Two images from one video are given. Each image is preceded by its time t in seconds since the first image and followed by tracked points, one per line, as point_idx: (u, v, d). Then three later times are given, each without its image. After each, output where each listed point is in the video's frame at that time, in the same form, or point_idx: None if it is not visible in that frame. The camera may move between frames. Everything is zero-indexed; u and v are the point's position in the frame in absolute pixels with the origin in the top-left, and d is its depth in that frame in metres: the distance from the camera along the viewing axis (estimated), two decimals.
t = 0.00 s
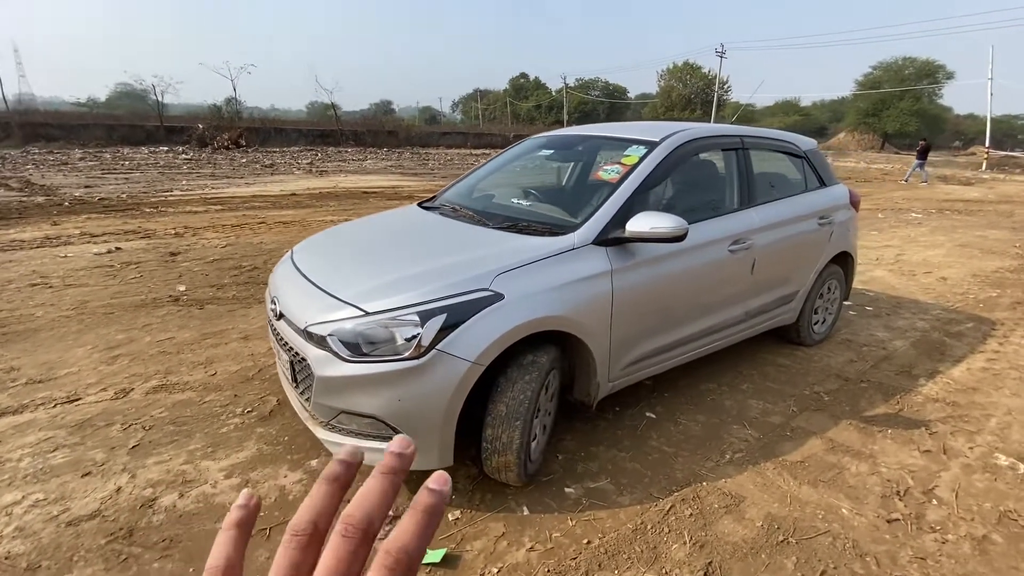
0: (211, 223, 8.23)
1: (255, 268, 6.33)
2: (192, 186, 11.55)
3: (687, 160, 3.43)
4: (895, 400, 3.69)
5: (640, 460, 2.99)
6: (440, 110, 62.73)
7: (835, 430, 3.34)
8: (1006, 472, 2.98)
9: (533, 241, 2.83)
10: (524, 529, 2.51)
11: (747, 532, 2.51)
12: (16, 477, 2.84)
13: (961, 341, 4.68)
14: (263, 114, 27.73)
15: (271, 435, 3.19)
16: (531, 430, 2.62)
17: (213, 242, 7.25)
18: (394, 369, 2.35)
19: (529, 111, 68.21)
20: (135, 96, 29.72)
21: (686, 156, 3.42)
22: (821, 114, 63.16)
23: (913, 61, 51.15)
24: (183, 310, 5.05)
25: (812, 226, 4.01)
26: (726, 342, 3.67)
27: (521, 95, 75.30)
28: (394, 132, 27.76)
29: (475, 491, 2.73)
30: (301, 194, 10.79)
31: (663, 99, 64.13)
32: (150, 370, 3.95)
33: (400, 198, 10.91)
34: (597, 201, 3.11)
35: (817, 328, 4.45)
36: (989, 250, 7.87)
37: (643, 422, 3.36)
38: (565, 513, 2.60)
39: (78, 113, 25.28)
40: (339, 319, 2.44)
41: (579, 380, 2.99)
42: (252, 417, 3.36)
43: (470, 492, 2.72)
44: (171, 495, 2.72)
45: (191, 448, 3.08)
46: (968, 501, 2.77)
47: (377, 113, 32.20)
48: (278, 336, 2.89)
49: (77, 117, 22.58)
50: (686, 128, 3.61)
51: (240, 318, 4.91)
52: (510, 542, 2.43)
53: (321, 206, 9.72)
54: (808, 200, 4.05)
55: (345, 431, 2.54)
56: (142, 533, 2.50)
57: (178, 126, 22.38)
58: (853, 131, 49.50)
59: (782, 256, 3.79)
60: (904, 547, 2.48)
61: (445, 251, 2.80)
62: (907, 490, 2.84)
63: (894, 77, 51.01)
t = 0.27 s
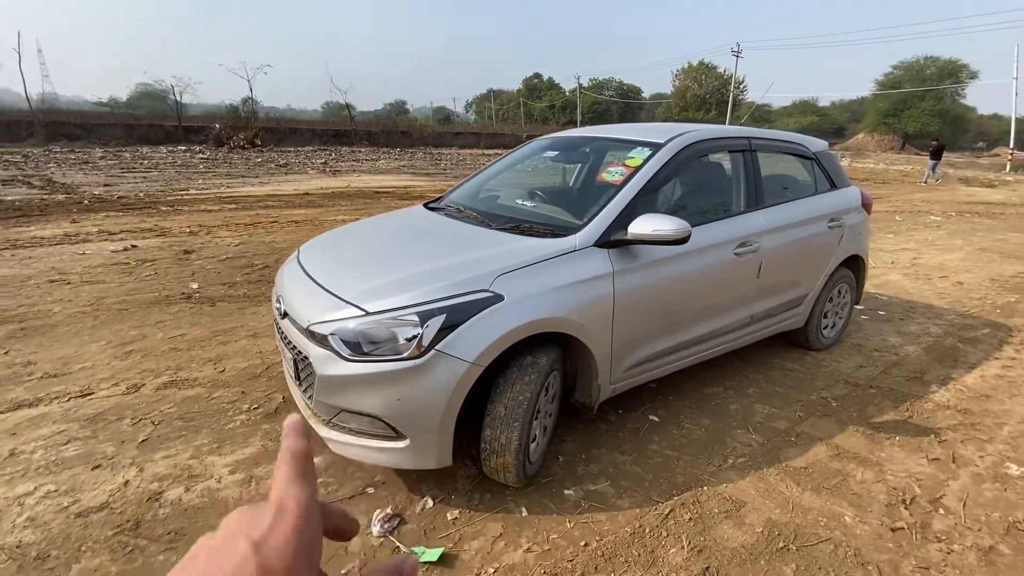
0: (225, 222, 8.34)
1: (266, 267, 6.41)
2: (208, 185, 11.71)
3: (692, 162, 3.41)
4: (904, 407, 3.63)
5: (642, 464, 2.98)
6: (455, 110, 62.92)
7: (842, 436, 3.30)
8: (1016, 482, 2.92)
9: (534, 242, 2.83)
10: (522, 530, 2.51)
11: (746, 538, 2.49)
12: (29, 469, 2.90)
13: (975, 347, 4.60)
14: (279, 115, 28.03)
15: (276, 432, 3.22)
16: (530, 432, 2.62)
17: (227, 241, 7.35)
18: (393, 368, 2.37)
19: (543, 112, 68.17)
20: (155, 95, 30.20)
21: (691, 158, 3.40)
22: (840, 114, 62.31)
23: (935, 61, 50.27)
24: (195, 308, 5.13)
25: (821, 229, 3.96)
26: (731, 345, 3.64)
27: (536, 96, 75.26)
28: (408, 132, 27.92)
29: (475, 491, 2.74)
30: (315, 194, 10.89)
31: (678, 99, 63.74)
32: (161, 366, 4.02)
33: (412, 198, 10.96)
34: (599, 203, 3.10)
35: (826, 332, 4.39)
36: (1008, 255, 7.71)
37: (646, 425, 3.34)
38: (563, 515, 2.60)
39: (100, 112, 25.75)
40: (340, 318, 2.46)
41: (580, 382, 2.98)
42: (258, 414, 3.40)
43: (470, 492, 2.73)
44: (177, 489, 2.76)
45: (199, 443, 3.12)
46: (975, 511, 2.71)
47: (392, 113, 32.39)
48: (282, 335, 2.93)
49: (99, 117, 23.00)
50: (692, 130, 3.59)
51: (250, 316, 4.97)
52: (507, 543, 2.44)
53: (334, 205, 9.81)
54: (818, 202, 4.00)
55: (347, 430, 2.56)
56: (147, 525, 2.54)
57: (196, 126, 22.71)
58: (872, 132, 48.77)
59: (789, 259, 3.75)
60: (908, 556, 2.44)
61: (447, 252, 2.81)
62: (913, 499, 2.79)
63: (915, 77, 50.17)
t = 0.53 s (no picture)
0: (241, 222, 8.47)
1: (280, 267, 6.50)
2: (226, 186, 11.90)
3: (700, 164, 3.40)
4: (915, 412, 3.58)
5: (645, 465, 2.98)
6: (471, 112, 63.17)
7: (849, 440, 3.27)
8: None
9: (539, 243, 2.85)
10: (523, 528, 2.53)
11: (748, 541, 2.48)
12: (46, 460, 2.98)
13: (991, 353, 4.51)
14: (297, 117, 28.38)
15: (285, 428, 3.28)
16: (532, 431, 2.64)
17: (243, 241, 7.47)
18: (396, 366, 2.41)
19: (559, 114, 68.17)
20: (176, 98, 30.73)
21: (698, 159, 3.39)
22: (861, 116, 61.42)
23: (959, 62, 49.37)
24: (209, 306, 5.22)
25: (832, 232, 3.92)
26: (739, 348, 3.62)
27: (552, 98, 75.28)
28: (423, 135, 28.11)
29: (477, 489, 2.76)
30: (329, 195, 11.02)
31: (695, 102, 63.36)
32: (176, 362, 4.10)
33: (425, 200, 11.04)
34: (605, 204, 3.11)
35: (837, 336, 4.35)
36: None
37: (651, 427, 3.34)
38: (565, 514, 2.62)
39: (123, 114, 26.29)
40: (345, 316, 2.50)
41: (584, 383, 2.99)
42: (267, 410, 3.46)
43: (473, 490, 2.75)
44: (187, 481, 2.82)
45: (209, 437, 3.18)
46: (985, 518, 2.67)
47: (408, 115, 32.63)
48: (291, 332, 2.99)
49: (121, 119, 23.49)
50: (700, 131, 3.58)
51: (263, 315, 5.05)
52: (508, 541, 2.46)
53: (348, 207, 9.92)
54: (829, 204, 3.96)
55: (351, 426, 2.60)
56: (158, 516, 2.59)
57: (215, 128, 23.08)
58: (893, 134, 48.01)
59: (799, 261, 3.72)
60: (913, 562, 2.41)
61: (452, 251, 2.84)
62: (920, 505, 2.76)
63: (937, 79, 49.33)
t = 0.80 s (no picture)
0: (255, 224, 8.62)
1: (291, 268, 6.61)
2: (241, 189, 12.10)
3: (701, 167, 3.43)
4: (919, 416, 3.57)
5: (644, 465, 3.01)
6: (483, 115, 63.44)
7: (851, 443, 3.27)
8: None
9: (539, 245, 2.90)
10: (521, 525, 2.57)
11: (743, 541, 2.50)
12: (62, 453, 3.08)
13: (1000, 357, 4.48)
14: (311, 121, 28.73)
15: (292, 425, 3.35)
16: (530, 430, 2.68)
17: (256, 243, 7.60)
18: (397, 364, 2.47)
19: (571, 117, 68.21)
20: (194, 102, 31.23)
21: (699, 162, 3.43)
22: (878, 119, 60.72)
23: (978, 64, 48.66)
24: (222, 306, 5.34)
25: (835, 235, 3.93)
26: (741, 350, 3.64)
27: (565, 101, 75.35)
28: (435, 138, 28.32)
29: (477, 487, 2.81)
30: (341, 198, 11.16)
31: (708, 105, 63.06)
32: (188, 361, 4.20)
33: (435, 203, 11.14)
34: (605, 206, 3.16)
35: (842, 340, 4.34)
36: None
37: (651, 428, 3.37)
38: (562, 512, 2.66)
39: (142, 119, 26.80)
40: (349, 315, 2.57)
41: (584, 383, 3.03)
42: (275, 407, 3.54)
43: (473, 487, 2.80)
44: (196, 476, 2.91)
45: (219, 433, 3.27)
46: (984, 522, 2.67)
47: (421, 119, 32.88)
48: (298, 331, 3.07)
49: (140, 123, 23.94)
50: (702, 135, 3.61)
51: (273, 315, 5.15)
52: (506, 537, 2.50)
53: (359, 209, 10.04)
54: (832, 207, 3.97)
55: (354, 422, 2.66)
56: (167, 508, 2.67)
57: (231, 132, 23.44)
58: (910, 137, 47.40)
59: (801, 264, 3.73)
60: (909, 565, 2.42)
61: (454, 253, 2.90)
62: (919, 508, 2.76)
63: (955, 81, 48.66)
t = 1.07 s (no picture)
0: (257, 229, 8.69)
1: (292, 273, 6.67)
2: (245, 193, 12.20)
3: (693, 172, 3.45)
4: (913, 421, 3.57)
5: (636, 469, 3.02)
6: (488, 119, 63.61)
7: (844, 448, 3.27)
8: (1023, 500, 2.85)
9: (529, 251, 2.93)
10: (510, 530, 2.59)
11: (732, 545, 2.51)
12: (61, 457, 3.12)
13: (998, 361, 4.46)
14: (316, 125, 28.90)
15: (287, 429, 3.38)
16: (520, 434, 2.70)
17: (258, 247, 7.67)
18: (388, 369, 2.49)
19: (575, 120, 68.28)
20: (200, 108, 31.46)
21: (691, 167, 3.44)
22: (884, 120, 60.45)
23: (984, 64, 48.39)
24: (222, 311, 5.39)
25: (830, 239, 3.93)
26: (734, 355, 3.64)
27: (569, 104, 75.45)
28: (438, 142, 28.45)
29: (469, 491, 2.83)
30: (344, 203, 11.23)
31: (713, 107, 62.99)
32: (187, 365, 4.25)
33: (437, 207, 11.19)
34: (596, 212, 3.18)
35: (839, 343, 4.33)
36: None
37: (645, 432, 3.38)
38: (553, 516, 2.67)
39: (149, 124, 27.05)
40: (340, 321, 2.60)
41: (576, 388, 3.05)
42: (272, 412, 3.57)
43: (464, 492, 2.83)
44: (192, 479, 2.94)
45: (215, 437, 3.31)
46: (976, 527, 2.66)
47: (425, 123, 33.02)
48: (293, 336, 3.10)
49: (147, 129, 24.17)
50: (694, 140, 3.63)
51: (273, 319, 5.20)
52: (495, 541, 2.52)
53: (361, 214, 10.10)
54: (827, 211, 3.97)
55: (346, 427, 2.69)
56: (162, 511, 2.71)
57: (236, 137, 23.62)
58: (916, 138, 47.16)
59: (795, 268, 3.73)
60: (898, 570, 2.42)
61: (446, 258, 2.93)
62: (910, 513, 2.75)
63: (961, 82, 48.41)
